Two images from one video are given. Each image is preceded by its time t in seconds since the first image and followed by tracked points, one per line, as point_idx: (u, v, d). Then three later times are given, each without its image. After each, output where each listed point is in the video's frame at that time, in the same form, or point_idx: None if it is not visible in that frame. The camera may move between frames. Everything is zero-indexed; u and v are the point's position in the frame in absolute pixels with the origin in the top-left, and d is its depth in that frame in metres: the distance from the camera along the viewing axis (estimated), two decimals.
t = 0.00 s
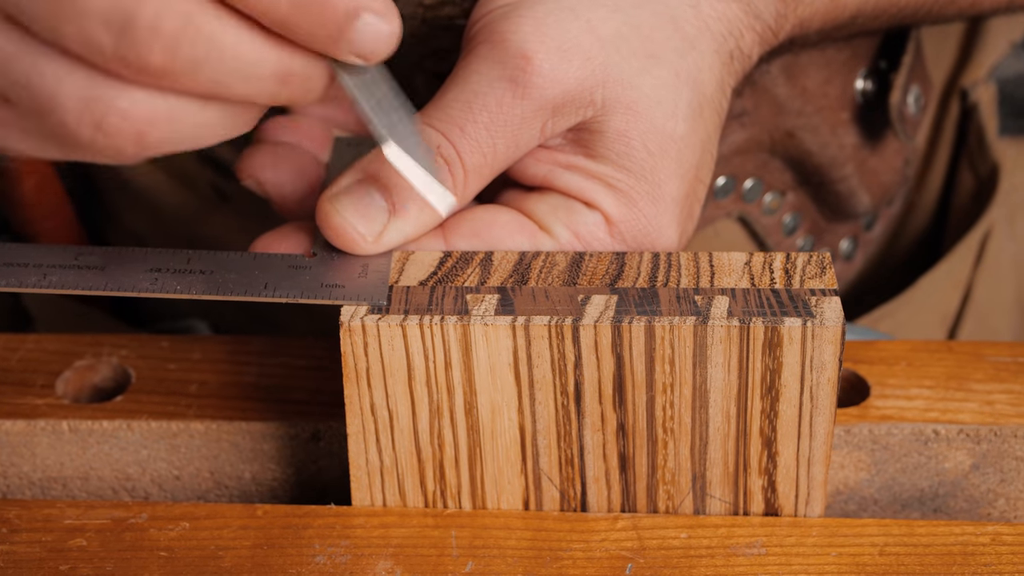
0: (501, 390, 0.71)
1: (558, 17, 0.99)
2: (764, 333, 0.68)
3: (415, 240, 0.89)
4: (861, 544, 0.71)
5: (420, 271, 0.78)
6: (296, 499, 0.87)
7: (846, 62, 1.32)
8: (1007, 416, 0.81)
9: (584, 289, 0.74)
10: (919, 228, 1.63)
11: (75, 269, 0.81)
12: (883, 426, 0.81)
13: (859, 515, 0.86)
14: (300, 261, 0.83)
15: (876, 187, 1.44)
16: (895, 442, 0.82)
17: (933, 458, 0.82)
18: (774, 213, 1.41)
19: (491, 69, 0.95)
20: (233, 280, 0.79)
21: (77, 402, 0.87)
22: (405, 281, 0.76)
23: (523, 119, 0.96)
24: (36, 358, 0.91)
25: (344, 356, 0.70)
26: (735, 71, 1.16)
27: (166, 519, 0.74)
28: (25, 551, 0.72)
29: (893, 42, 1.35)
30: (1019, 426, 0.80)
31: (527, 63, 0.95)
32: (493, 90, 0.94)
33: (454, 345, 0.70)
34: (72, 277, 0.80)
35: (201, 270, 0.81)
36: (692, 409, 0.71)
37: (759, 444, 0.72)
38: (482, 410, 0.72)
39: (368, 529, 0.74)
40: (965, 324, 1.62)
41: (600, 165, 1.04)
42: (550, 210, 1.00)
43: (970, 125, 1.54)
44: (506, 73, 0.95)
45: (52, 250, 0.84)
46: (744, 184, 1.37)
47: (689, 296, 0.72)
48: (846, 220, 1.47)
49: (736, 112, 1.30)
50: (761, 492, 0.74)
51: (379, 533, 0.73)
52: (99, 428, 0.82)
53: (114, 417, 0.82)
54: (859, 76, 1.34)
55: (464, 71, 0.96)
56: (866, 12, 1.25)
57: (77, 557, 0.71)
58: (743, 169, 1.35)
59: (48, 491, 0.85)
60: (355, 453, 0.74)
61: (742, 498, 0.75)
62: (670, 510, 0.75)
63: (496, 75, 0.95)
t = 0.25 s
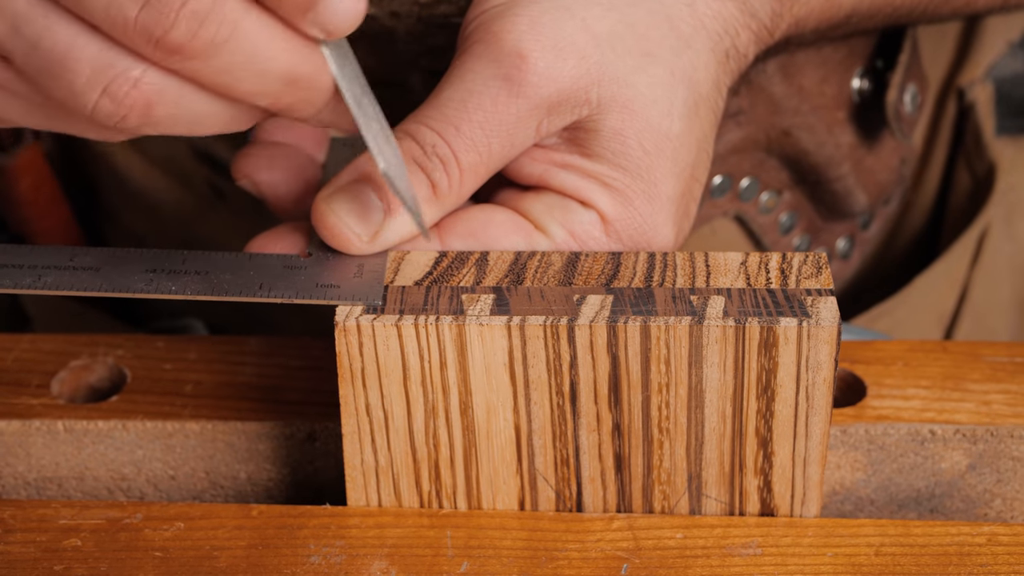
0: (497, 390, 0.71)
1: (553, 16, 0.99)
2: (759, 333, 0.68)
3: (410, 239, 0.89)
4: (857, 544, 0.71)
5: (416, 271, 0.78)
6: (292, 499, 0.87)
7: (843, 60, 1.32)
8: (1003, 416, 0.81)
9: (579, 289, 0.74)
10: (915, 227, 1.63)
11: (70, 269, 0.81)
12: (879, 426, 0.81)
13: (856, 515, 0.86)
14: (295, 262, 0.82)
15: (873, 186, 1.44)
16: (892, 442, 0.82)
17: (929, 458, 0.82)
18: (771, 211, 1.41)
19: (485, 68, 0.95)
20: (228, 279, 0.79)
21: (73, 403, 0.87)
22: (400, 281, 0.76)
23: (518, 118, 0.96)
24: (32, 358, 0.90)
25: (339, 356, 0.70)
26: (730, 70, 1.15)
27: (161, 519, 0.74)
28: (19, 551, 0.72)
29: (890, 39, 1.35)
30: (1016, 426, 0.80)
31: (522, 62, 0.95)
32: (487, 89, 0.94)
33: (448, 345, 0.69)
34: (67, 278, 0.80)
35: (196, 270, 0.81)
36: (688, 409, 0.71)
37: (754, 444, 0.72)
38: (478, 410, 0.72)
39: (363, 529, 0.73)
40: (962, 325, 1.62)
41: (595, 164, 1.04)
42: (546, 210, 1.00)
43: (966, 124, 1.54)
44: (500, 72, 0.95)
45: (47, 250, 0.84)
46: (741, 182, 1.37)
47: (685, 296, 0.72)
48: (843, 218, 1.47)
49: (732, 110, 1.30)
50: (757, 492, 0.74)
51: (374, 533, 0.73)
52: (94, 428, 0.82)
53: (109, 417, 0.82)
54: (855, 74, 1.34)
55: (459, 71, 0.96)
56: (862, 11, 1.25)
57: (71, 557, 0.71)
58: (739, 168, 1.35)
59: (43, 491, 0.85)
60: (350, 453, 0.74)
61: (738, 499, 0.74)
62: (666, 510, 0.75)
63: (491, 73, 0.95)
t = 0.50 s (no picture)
0: (490, 390, 0.71)
1: (548, 17, 0.98)
2: (754, 333, 0.68)
3: (404, 240, 0.90)
4: (852, 545, 0.71)
5: (410, 271, 0.78)
6: (287, 500, 0.87)
7: (838, 59, 1.33)
8: (998, 417, 0.81)
9: (573, 288, 0.74)
10: (916, 226, 1.63)
11: (64, 267, 0.81)
12: (874, 427, 0.81)
13: (851, 516, 0.86)
14: (289, 261, 0.82)
15: (871, 185, 1.44)
16: (887, 443, 0.82)
17: (925, 458, 0.82)
18: (768, 210, 1.40)
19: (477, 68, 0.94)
20: (222, 279, 0.79)
21: (68, 402, 0.87)
22: (394, 281, 0.76)
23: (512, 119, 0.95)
24: (27, 358, 0.90)
25: (333, 356, 0.70)
26: (726, 70, 1.15)
27: (155, 520, 0.74)
28: (13, 552, 0.72)
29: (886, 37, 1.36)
30: (1011, 426, 0.80)
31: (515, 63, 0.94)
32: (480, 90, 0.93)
33: (442, 345, 0.69)
34: (60, 275, 0.80)
35: (190, 269, 0.81)
36: (682, 409, 0.71)
37: (749, 445, 0.72)
38: (471, 410, 0.71)
39: (358, 529, 0.73)
40: (961, 325, 1.62)
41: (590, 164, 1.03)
42: (540, 210, 1.00)
43: (968, 124, 1.53)
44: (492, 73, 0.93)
45: (40, 248, 0.84)
46: (738, 180, 1.36)
47: (679, 296, 0.72)
48: (841, 217, 1.47)
49: (729, 109, 1.30)
50: (751, 492, 0.74)
51: (368, 534, 0.73)
52: (89, 429, 0.82)
53: (104, 417, 0.82)
54: (852, 72, 1.34)
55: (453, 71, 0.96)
56: (858, 11, 1.25)
57: (65, 557, 0.71)
58: (736, 165, 1.35)
59: (37, 491, 0.85)
60: (344, 453, 0.74)
61: (733, 499, 0.74)
62: (661, 511, 0.75)
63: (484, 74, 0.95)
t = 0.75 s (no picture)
0: (494, 390, 0.70)
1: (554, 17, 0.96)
2: (758, 333, 0.68)
3: (408, 239, 0.90)
4: (856, 545, 0.71)
5: (414, 270, 0.78)
6: (290, 499, 0.87)
7: (845, 59, 1.32)
8: (1003, 417, 0.81)
9: (577, 288, 0.74)
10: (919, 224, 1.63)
11: (67, 265, 0.81)
12: (879, 427, 0.81)
13: (855, 516, 0.86)
14: (292, 260, 0.82)
15: (874, 185, 1.44)
16: (891, 443, 0.82)
17: (929, 458, 0.82)
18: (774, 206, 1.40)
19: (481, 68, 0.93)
20: (225, 278, 0.79)
21: (71, 402, 0.87)
22: (398, 280, 0.76)
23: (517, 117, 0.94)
24: (30, 357, 0.90)
25: (337, 356, 0.70)
26: (731, 72, 1.15)
27: (159, 519, 0.74)
28: (17, 551, 0.72)
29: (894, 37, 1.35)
30: (1015, 426, 0.80)
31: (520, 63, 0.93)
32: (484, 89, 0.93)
33: (446, 345, 0.69)
34: (63, 273, 0.80)
35: (193, 267, 0.81)
36: (686, 409, 0.70)
37: (753, 444, 0.72)
38: (476, 410, 0.71)
39: (361, 529, 0.73)
40: (965, 323, 1.61)
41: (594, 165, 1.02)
42: (544, 210, 0.99)
43: (975, 121, 1.53)
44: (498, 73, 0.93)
45: (45, 246, 0.84)
46: (741, 180, 1.36)
47: (683, 296, 0.72)
48: (844, 215, 1.47)
49: (734, 109, 1.30)
50: (755, 492, 0.74)
51: (372, 533, 0.73)
52: (92, 428, 0.82)
53: (107, 416, 0.82)
54: (859, 72, 1.34)
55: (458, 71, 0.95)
56: (864, 12, 1.25)
57: (69, 557, 0.71)
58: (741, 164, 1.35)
59: (40, 490, 0.85)
60: (348, 452, 0.74)
61: (737, 499, 0.74)
62: (665, 511, 0.75)
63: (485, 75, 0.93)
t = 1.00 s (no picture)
0: (499, 391, 0.70)
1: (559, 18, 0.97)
2: (763, 333, 0.68)
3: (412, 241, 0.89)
4: (861, 546, 0.71)
5: (418, 270, 0.78)
6: (294, 500, 0.87)
7: (849, 60, 1.32)
8: (1007, 418, 0.81)
9: (582, 288, 0.74)
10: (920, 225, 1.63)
11: (71, 264, 0.81)
12: (883, 427, 0.81)
13: (860, 517, 0.86)
14: (295, 260, 0.82)
15: (878, 186, 1.44)
16: (895, 443, 0.82)
17: (934, 459, 0.82)
18: (775, 209, 1.41)
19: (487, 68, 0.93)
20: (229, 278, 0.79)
21: (75, 402, 0.87)
22: (402, 281, 0.76)
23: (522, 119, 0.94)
24: (33, 358, 0.90)
25: (341, 356, 0.70)
26: (735, 74, 1.15)
27: (163, 520, 0.74)
28: (21, 551, 0.71)
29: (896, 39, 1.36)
30: (1020, 427, 0.80)
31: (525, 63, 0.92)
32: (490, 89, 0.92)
33: (451, 345, 0.69)
34: (67, 272, 0.80)
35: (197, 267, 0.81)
36: (691, 410, 0.70)
37: (758, 445, 0.72)
38: (480, 411, 0.71)
39: (366, 530, 0.73)
40: (966, 323, 1.61)
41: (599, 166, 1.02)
42: (549, 212, 0.99)
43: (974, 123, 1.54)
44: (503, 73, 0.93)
45: (49, 245, 0.84)
46: (745, 181, 1.36)
47: (688, 296, 0.72)
48: (848, 217, 1.47)
49: (737, 110, 1.30)
50: (760, 493, 0.74)
51: (377, 534, 0.73)
52: (96, 428, 0.82)
53: (111, 416, 0.82)
54: (862, 74, 1.34)
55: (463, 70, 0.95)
56: (867, 14, 1.24)
57: (73, 557, 0.71)
58: (745, 166, 1.35)
59: (44, 491, 0.85)
60: (352, 453, 0.74)
61: (741, 500, 0.74)
62: (669, 512, 0.75)
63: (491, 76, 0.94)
